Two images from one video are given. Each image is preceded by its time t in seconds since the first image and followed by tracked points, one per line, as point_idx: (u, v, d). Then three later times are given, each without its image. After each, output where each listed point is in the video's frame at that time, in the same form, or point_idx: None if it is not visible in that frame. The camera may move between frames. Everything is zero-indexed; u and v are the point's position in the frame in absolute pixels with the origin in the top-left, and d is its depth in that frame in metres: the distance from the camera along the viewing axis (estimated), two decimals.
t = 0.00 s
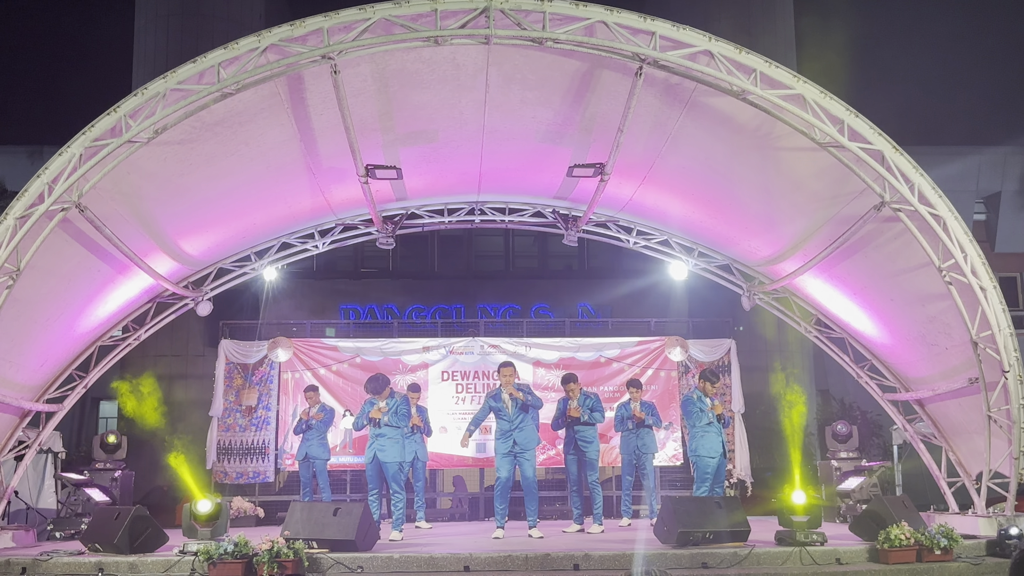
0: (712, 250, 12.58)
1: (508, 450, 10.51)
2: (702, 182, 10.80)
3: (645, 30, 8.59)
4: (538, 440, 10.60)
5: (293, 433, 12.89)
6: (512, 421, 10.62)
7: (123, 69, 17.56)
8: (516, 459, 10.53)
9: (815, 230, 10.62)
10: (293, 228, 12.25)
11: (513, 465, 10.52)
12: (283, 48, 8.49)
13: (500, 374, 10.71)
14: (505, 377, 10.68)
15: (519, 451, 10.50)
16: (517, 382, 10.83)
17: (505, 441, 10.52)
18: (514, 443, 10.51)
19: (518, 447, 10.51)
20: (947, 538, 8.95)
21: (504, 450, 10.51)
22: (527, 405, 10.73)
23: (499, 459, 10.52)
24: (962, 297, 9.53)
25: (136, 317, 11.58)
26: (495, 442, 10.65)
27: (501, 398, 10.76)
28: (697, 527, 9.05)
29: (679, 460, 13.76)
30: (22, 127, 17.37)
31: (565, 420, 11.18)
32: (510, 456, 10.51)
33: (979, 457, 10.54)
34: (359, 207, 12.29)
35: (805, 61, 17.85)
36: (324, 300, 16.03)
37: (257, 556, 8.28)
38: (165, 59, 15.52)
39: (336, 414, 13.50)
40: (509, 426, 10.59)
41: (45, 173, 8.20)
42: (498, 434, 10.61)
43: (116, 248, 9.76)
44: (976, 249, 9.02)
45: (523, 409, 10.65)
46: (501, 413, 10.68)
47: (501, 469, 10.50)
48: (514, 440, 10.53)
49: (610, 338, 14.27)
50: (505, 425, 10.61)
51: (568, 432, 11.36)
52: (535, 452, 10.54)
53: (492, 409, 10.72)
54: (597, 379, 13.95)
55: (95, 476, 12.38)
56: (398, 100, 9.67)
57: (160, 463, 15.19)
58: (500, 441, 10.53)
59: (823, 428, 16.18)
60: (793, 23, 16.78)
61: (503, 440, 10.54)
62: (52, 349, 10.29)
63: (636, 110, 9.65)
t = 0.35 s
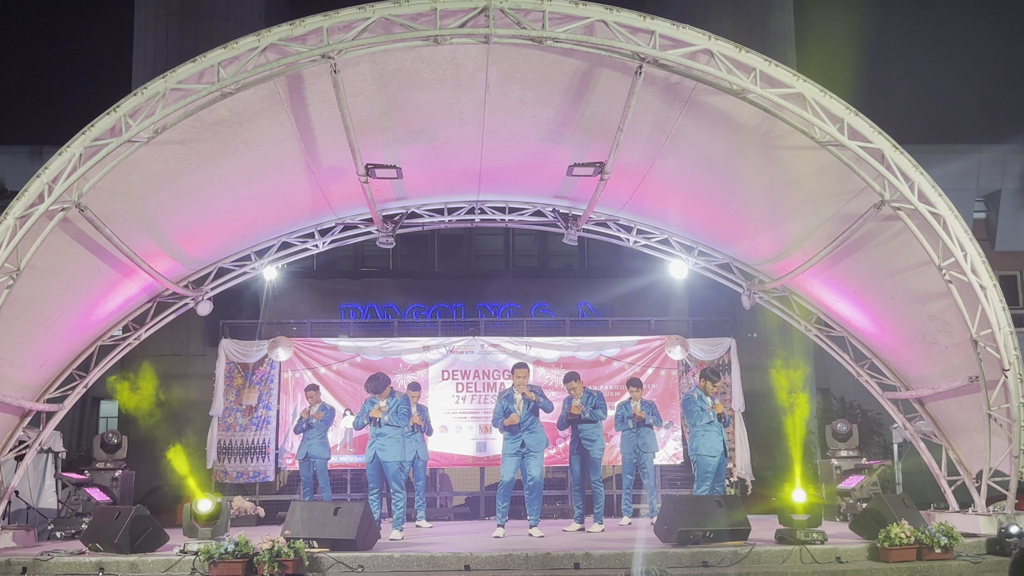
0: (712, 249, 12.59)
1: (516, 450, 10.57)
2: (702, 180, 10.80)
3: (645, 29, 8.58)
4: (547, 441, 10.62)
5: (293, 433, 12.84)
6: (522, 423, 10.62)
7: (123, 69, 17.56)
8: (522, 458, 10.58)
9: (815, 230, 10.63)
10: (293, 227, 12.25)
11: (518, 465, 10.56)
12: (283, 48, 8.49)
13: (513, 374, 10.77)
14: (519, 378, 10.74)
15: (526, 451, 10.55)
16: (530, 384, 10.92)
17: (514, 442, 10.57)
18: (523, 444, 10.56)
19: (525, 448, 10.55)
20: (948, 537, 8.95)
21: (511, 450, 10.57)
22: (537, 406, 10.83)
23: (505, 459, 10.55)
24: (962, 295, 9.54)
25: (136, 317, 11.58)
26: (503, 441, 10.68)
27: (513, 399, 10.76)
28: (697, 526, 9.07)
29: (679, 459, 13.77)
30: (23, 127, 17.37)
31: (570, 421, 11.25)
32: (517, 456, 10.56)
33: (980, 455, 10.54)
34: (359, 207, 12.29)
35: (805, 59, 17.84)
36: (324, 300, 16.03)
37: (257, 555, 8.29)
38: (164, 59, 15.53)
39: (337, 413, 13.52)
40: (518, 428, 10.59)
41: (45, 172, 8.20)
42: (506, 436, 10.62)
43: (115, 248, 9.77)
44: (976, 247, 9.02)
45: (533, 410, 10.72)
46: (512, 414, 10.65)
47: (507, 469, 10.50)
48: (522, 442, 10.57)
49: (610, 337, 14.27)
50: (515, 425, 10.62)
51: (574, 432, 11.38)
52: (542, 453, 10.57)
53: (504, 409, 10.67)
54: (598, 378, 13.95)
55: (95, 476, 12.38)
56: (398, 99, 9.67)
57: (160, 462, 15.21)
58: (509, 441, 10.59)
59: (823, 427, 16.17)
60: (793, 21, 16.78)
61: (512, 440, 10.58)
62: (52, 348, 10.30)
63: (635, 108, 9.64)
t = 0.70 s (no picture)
0: (711, 248, 12.59)
1: (519, 450, 10.56)
2: (701, 180, 10.80)
3: (644, 28, 8.57)
4: (548, 443, 10.61)
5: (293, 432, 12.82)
6: (527, 424, 10.62)
7: (122, 68, 17.54)
8: (523, 459, 10.57)
9: (813, 229, 10.64)
10: (292, 227, 12.25)
11: (518, 466, 10.55)
12: (282, 48, 8.48)
13: (523, 374, 10.81)
14: (528, 379, 10.82)
15: (528, 451, 10.54)
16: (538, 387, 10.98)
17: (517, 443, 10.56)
18: (525, 445, 10.55)
19: (526, 449, 10.54)
20: (947, 536, 8.95)
21: (512, 451, 10.55)
22: (544, 408, 10.88)
23: (506, 459, 10.53)
24: (960, 295, 9.54)
25: (135, 317, 11.57)
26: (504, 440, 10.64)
27: (519, 399, 10.79)
28: (697, 526, 9.07)
29: (678, 459, 13.77)
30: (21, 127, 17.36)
31: (573, 422, 11.29)
32: (519, 456, 10.55)
33: (979, 455, 10.54)
34: (358, 207, 12.29)
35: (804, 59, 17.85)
36: (322, 299, 16.03)
37: (256, 555, 8.31)
38: (163, 59, 15.51)
39: (336, 413, 13.52)
40: (522, 429, 10.59)
41: (44, 173, 8.19)
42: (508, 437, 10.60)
43: (114, 248, 9.76)
44: (975, 248, 9.02)
45: (539, 412, 10.75)
46: (516, 415, 10.65)
47: (508, 469, 10.48)
48: (525, 442, 10.56)
49: (609, 337, 14.27)
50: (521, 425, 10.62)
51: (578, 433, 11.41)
52: (543, 455, 10.56)
53: (509, 408, 10.66)
54: (597, 377, 13.95)
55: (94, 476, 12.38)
56: (397, 98, 9.67)
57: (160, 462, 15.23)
58: (511, 441, 10.57)
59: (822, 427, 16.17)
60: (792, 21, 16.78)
61: (513, 441, 10.57)
62: (51, 349, 10.30)
63: (634, 108, 9.63)
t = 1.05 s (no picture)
0: (709, 249, 12.60)
1: (518, 450, 10.54)
2: (699, 180, 10.81)
3: (643, 29, 8.58)
4: (548, 444, 10.61)
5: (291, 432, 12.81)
6: (527, 423, 10.62)
7: (121, 69, 17.53)
8: (523, 459, 10.56)
9: (812, 230, 10.65)
10: (291, 227, 12.26)
11: (518, 466, 10.55)
12: (280, 48, 8.47)
13: (525, 375, 10.80)
14: (530, 379, 10.81)
15: (527, 452, 10.54)
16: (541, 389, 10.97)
17: (517, 444, 10.53)
18: (525, 445, 10.54)
19: (526, 449, 10.53)
20: (944, 536, 8.96)
21: (512, 452, 10.53)
22: (545, 409, 10.89)
23: (505, 459, 10.52)
24: (958, 296, 9.55)
25: (134, 317, 11.57)
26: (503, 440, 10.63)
27: (519, 399, 10.77)
28: (695, 526, 9.08)
29: (677, 459, 13.78)
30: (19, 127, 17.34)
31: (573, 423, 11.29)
32: (518, 456, 10.54)
33: (977, 455, 10.54)
34: (357, 207, 12.30)
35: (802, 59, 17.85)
36: (321, 299, 16.03)
37: (255, 555, 8.32)
38: (161, 59, 15.50)
39: (334, 413, 13.51)
40: (524, 428, 10.59)
41: (43, 173, 8.19)
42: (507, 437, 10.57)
43: (113, 248, 9.76)
44: (973, 248, 9.04)
45: (539, 413, 10.75)
46: (517, 414, 10.65)
47: (507, 469, 10.49)
48: (524, 443, 10.55)
49: (607, 337, 14.28)
50: (522, 427, 10.60)
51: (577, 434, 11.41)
52: (542, 456, 10.57)
53: (510, 408, 10.65)
54: (595, 377, 13.95)
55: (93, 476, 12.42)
56: (396, 99, 9.67)
57: (158, 462, 15.25)
58: (511, 441, 10.55)
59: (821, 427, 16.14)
60: (790, 21, 16.79)
61: (513, 441, 10.55)
62: (48, 349, 10.28)
63: (633, 108, 9.64)
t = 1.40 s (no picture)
0: (708, 249, 12.60)
1: (518, 451, 10.55)
2: (698, 181, 10.81)
3: (641, 29, 8.58)
4: (548, 445, 10.61)
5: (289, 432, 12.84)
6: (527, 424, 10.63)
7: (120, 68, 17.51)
8: (522, 461, 10.56)
9: (810, 230, 10.64)
10: (290, 227, 12.25)
11: (517, 466, 10.55)
12: (279, 48, 8.48)
13: (524, 376, 10.80)
14: (529, 380, 10.80)
15: (528, 454, 10.54)
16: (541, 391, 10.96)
17: (517, 445, 10.54)
18: (524, 446, 10.55)
19: (525, 450, 10.55)
20: (943, 537, 8.91)
21: (511, 452, 10.54)
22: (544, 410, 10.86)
23: (505, 459, 10.53)
24: (957, 296, 9.56)
25: (132, 317, 11.56)
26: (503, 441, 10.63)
27: (519, 400, 10.78)
28: (693, 526, 9.08)
29: (676, 460, 13.77)
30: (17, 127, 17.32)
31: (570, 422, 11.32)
32: (518, 457, 10.54)
33: (975, 456, 10.53)
34: (356, 207, 12.29)
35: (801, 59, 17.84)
36: (319, 300, 16.03)
37: (253, 555, 8.30)
38: (160, 59, 15.50)
39: (332, 413, 13.48)
40: (524, 429, 10.60)
41: (41, 172, 8.18)
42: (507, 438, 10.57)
43: (112, 248, 9.76)
44: (972, 249, 9.04)
45: (539, 414, 10.73)
46: (516, 415, 10.67)
47: (506, 469, 10.49)
48: (524, 444, 10.56)
49: (606, 337, 14.27)
50: (523, 428, 10.59)
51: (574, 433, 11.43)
52: (542, 459, 10.56)
53: (509, 409, 10.68)
54: (594, 378, 13.95)
55: (90, 475, 12.39)
56: (395, 99, 9.67)
57: (156, 462, 15.27)
58: (511, 442, 10.56)
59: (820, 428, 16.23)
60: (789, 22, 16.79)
61: (512, 442, 10.55)
62: (46, 349, 10.27)
63: (632, 108, 9.64)
